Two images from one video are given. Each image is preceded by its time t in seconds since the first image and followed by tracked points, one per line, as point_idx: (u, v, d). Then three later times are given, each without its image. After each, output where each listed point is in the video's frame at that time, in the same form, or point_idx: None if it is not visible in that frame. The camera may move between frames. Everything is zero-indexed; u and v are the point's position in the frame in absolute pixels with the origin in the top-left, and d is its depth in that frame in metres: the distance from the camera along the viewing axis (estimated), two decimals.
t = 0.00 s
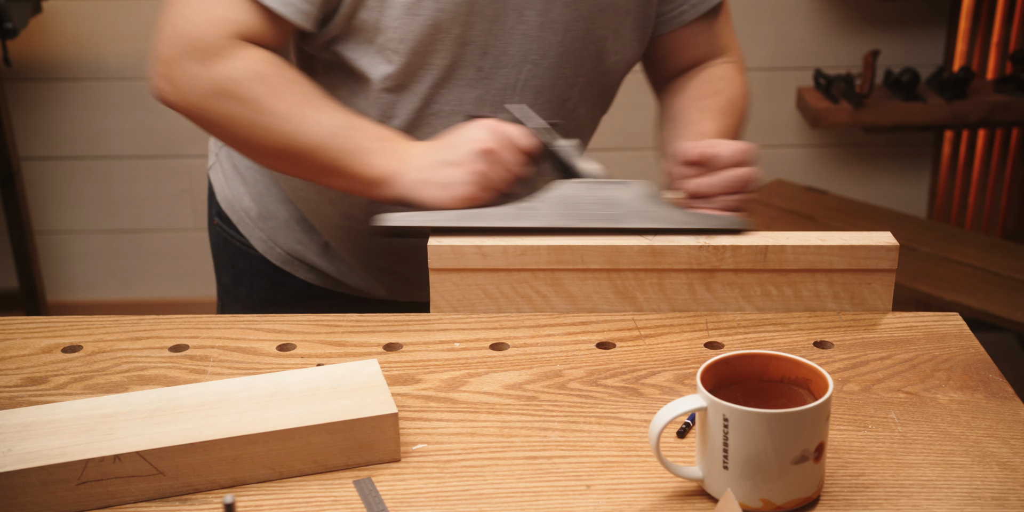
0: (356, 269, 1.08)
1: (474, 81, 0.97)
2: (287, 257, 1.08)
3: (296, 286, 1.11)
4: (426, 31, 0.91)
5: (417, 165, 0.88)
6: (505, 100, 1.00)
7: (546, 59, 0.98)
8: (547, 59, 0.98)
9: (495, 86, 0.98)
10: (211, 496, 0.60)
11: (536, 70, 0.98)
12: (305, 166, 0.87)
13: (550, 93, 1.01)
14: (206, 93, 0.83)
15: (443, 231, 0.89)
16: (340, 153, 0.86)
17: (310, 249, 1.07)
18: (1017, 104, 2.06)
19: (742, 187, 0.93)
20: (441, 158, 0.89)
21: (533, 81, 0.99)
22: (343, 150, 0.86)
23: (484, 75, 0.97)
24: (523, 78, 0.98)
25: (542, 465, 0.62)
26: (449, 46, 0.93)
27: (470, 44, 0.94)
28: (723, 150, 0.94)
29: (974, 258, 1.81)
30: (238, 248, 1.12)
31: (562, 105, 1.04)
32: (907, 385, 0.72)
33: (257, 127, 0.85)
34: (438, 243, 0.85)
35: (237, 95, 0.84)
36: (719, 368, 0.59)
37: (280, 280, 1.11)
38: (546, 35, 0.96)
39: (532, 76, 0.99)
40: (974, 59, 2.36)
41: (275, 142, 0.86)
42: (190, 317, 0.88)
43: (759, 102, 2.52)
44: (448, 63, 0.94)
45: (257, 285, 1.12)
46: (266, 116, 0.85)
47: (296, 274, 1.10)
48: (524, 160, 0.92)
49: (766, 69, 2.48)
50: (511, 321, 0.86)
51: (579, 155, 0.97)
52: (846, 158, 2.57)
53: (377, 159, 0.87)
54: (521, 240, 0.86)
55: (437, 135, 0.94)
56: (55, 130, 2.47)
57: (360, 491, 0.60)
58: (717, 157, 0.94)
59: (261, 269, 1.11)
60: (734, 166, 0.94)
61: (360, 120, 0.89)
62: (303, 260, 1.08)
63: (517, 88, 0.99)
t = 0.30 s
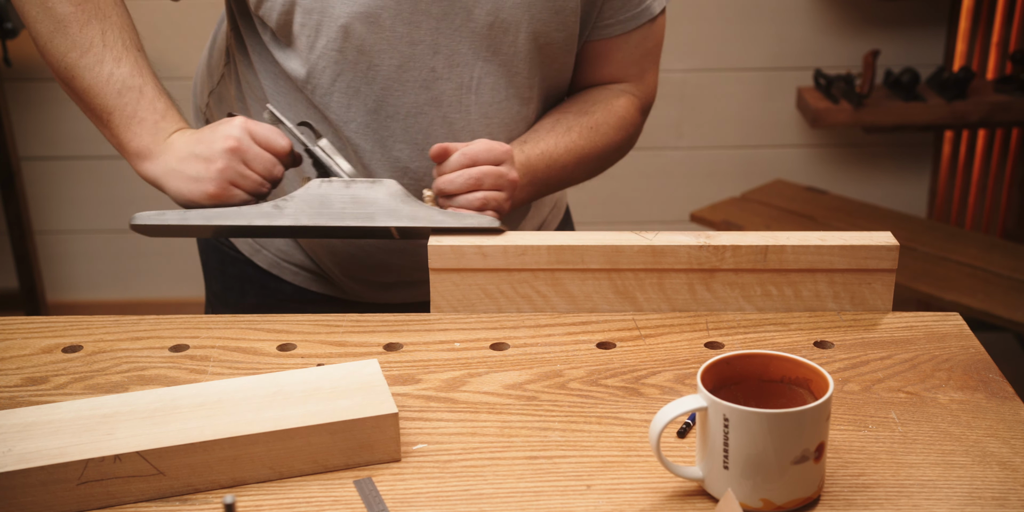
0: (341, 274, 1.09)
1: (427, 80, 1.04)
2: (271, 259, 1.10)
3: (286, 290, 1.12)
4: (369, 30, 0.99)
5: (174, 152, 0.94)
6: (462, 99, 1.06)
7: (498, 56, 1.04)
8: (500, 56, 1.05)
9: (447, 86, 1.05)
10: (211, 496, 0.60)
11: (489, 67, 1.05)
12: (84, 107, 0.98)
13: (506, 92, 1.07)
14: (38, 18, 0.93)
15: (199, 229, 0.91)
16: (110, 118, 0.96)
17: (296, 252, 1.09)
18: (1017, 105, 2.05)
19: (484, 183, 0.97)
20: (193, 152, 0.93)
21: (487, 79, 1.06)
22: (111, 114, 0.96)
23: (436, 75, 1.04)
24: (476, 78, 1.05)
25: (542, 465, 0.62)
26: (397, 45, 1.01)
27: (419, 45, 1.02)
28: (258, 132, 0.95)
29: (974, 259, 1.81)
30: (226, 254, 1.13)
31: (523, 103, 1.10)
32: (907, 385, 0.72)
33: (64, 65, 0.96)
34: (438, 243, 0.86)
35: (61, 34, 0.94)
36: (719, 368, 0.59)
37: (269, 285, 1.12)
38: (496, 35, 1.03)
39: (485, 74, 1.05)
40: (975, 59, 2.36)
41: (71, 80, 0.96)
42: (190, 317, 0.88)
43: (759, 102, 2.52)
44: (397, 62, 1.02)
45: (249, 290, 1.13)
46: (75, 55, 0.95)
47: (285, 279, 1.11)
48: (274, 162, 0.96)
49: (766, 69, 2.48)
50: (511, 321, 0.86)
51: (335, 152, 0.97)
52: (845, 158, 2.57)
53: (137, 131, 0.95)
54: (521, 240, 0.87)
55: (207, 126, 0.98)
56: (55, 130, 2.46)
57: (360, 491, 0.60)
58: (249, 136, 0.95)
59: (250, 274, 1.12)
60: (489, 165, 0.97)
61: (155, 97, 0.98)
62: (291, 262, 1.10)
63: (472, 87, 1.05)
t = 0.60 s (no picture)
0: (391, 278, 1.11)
1: (512, 86, 1.00)
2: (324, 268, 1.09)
3: (334, 296, 1.12)
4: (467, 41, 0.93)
5: (433, 161, 0.88)
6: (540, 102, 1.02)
7: (578, 60, 1.00)
8: (580, 60, 1.00)
9: (531, 89, 1.01)
10: (211, 496, 0.60)
11: (569, 71, 1.00)
12: (324, 165, 0.87)
13: (583, 94, 1.04)
14: (224, 91, 0.84)
15: (469, 229, 0.88)
16: (372, 153, 0.86)
17: (349, 261, 1.09)
18: (1017, 104, 2.05)
19: (761, 184, 0.94)
20: (460, 153, 0.88)
21: (567, 83, 1.01)
22: (360, 147, 0.86)
23: (521, 80, 1.00)
24: (557, 81, 1.01)
25: (542, 465, 0.62)
26: (488, 54, 0.96)
27: (507, 51, 0.97)
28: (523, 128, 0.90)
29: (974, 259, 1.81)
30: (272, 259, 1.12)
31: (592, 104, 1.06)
32: (907, 384, 0.72)
33: (275, 125, 0.85)
34: (438, 243, 0.85)
35: (256, 94, 0.84)
36: (719, 368, 0.59)
37: (317, 292, 1.12)
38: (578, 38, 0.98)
39: (565, 78, 1.01)
40: (975, 59, 2.37)
41: (294, 140, 0.86)
42: (191, 317, 0.88)
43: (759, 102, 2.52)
44: (487, 70, 0.97)
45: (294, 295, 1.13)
46: (281, 112, 0.85)
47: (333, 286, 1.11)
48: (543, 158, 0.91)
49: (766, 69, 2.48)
50: (511, 321, 0.86)
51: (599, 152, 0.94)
52: (846, 159, 2.57)
53: (397, 157, 0.87)
54: (522, 240, 0.87)
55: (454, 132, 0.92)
56: (55, 130, 2.47)
57: (360, 491, 0.60)
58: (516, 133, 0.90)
59: (296, 282, 1.12)
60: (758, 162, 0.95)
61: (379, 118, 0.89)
62: (342, 271, 1.09)
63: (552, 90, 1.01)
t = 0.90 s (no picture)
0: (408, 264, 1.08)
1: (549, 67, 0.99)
2: (343, 254, 1.08)
3: (350, 282, 1.10)
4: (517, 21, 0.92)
5: (691, 162, 0.89)
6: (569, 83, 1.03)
7: (607, 43, 1.01)
8: (610, 43, 1.01)
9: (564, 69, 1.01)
10: (211, 496, 0.60)
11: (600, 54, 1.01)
12: (577, 182, 0.87)
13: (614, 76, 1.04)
14: (459, 130, 0.83)
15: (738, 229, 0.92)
16: (634, 162, 0.87)
17: (363, 246, 1.06)
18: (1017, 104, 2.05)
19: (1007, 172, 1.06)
20: (718, 154, 0.90)
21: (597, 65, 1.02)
22: (611, 157, 0.86)
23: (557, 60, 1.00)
24: (589, 61, 1.02)
25: (542, 465, 0.62)
26: (533, 36, 0.94)
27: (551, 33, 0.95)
28: (783, 127, 0.93)
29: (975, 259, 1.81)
30: (292, 242, 1.11)
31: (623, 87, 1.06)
32: (907, 384, 0.72)
33: (524, 153, 0.84)
34: (438, 243, 0.85)
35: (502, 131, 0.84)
36: (719, 368, 0.59)
37: (333, 277, 1.10)
38: (609, 19, 0.99)
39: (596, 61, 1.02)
40: (975, 59, 2.35)
41: (542, 167, 0.85)
42: (191, 317, 0.88)
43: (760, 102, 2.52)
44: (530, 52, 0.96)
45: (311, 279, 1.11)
46: (530, 138, 0.84)
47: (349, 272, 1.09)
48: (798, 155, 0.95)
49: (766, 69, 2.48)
50: (511, 321, 0.86)
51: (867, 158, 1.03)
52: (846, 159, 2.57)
53: (652, 161, 0.87)
54: (522, 240, 0.87)
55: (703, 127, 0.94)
56: (56, 130, 2.47)
57: (360, 491, 0.60)
58: (773, 133, 0.93)
59: (314, 266, 1.10)
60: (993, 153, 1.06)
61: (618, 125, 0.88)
62: (359, 256, 1.07)
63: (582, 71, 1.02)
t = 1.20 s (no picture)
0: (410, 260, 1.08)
1: (520, 31, 0.95)
2: (344, 250, 1.08)
3: (348, 281, 1.10)
4: None
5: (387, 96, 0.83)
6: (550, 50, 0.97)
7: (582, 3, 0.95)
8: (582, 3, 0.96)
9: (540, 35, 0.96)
10: (211, 496, 0.60)
11: (576, 16, 0.96)
12: (281, 93, 0.85)
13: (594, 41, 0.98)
14: (191, 25, 0.83)
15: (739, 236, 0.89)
16: (334, 84, 0.83)
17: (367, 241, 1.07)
18: (1017, 104, 2.05)
19: None
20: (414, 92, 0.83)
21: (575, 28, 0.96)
22: (311, 76, 0.82)
23: (529, 23, 0.95)
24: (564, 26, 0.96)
25: (542, 465, 0.62)
26: None
27: None
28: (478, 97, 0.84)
29: (974, 259, 1.82)
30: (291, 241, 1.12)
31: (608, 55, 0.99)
32: (907, 384, 0.72)
33: (234, 53, 0.83)
34: (438, 243, 0.85)
35: (220, 26, 0.83)
36: (719, 368, 0.59)
37: (331, 277, 1.10)
38: None
39: (573, 23, 0.96)
40: (974, 59, 2.36)
41: (248, 73, 0.84)
42: (191, 317, 0.88)
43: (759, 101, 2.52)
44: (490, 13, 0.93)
45: (309, 279, 1.12)
46: (247, 47, 0.83)
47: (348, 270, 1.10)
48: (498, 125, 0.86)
49: (766, 69, 2.48)
50: (511, 321, 0.86)
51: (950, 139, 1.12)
52: (845, 158, 2.57)
53: (340, 82, 0.82)
54: (521, 240, 0.86)
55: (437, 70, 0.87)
56: (56, 130, 2.47)
57: (360, 491, 0.60)
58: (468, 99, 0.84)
59: (313, 266, 1.11)
60: None
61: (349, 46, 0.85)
62: (361, 249, 1.07)
63: (561, 36, 0.96)
